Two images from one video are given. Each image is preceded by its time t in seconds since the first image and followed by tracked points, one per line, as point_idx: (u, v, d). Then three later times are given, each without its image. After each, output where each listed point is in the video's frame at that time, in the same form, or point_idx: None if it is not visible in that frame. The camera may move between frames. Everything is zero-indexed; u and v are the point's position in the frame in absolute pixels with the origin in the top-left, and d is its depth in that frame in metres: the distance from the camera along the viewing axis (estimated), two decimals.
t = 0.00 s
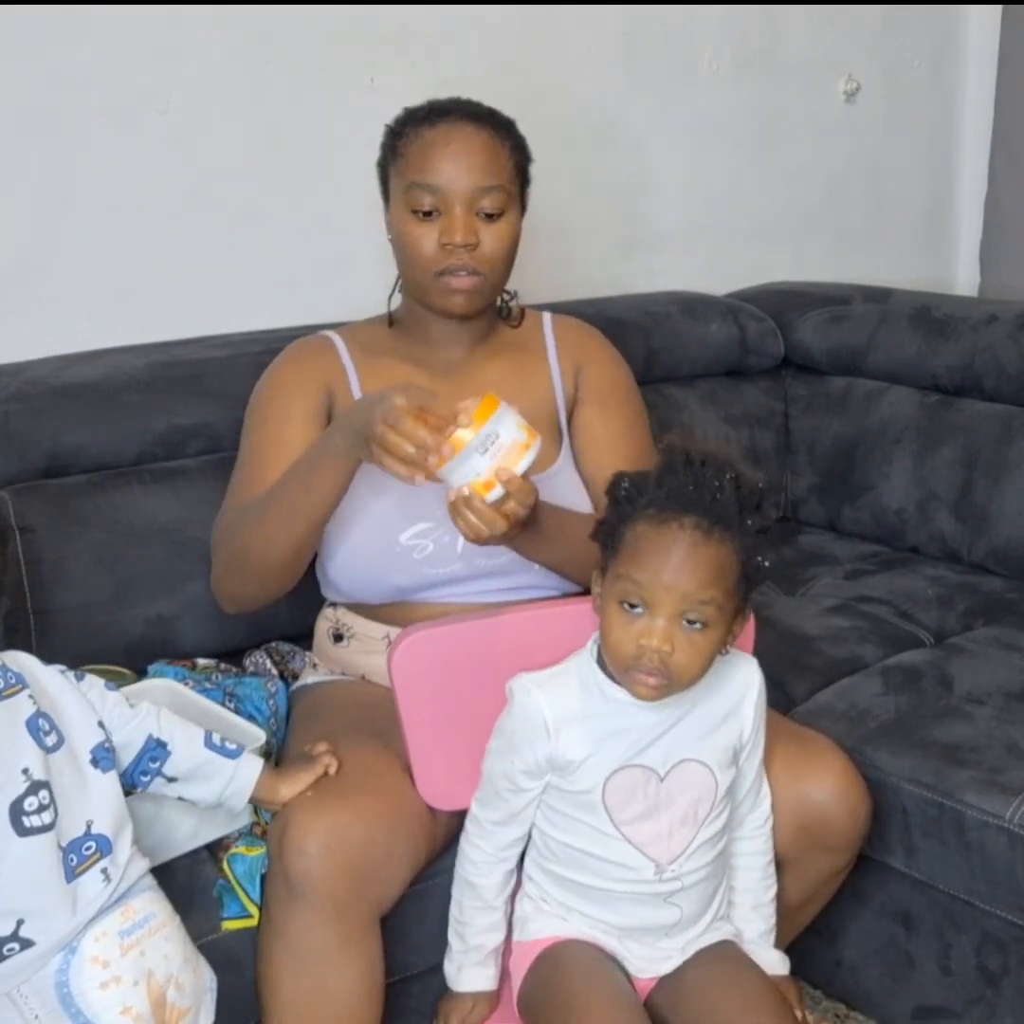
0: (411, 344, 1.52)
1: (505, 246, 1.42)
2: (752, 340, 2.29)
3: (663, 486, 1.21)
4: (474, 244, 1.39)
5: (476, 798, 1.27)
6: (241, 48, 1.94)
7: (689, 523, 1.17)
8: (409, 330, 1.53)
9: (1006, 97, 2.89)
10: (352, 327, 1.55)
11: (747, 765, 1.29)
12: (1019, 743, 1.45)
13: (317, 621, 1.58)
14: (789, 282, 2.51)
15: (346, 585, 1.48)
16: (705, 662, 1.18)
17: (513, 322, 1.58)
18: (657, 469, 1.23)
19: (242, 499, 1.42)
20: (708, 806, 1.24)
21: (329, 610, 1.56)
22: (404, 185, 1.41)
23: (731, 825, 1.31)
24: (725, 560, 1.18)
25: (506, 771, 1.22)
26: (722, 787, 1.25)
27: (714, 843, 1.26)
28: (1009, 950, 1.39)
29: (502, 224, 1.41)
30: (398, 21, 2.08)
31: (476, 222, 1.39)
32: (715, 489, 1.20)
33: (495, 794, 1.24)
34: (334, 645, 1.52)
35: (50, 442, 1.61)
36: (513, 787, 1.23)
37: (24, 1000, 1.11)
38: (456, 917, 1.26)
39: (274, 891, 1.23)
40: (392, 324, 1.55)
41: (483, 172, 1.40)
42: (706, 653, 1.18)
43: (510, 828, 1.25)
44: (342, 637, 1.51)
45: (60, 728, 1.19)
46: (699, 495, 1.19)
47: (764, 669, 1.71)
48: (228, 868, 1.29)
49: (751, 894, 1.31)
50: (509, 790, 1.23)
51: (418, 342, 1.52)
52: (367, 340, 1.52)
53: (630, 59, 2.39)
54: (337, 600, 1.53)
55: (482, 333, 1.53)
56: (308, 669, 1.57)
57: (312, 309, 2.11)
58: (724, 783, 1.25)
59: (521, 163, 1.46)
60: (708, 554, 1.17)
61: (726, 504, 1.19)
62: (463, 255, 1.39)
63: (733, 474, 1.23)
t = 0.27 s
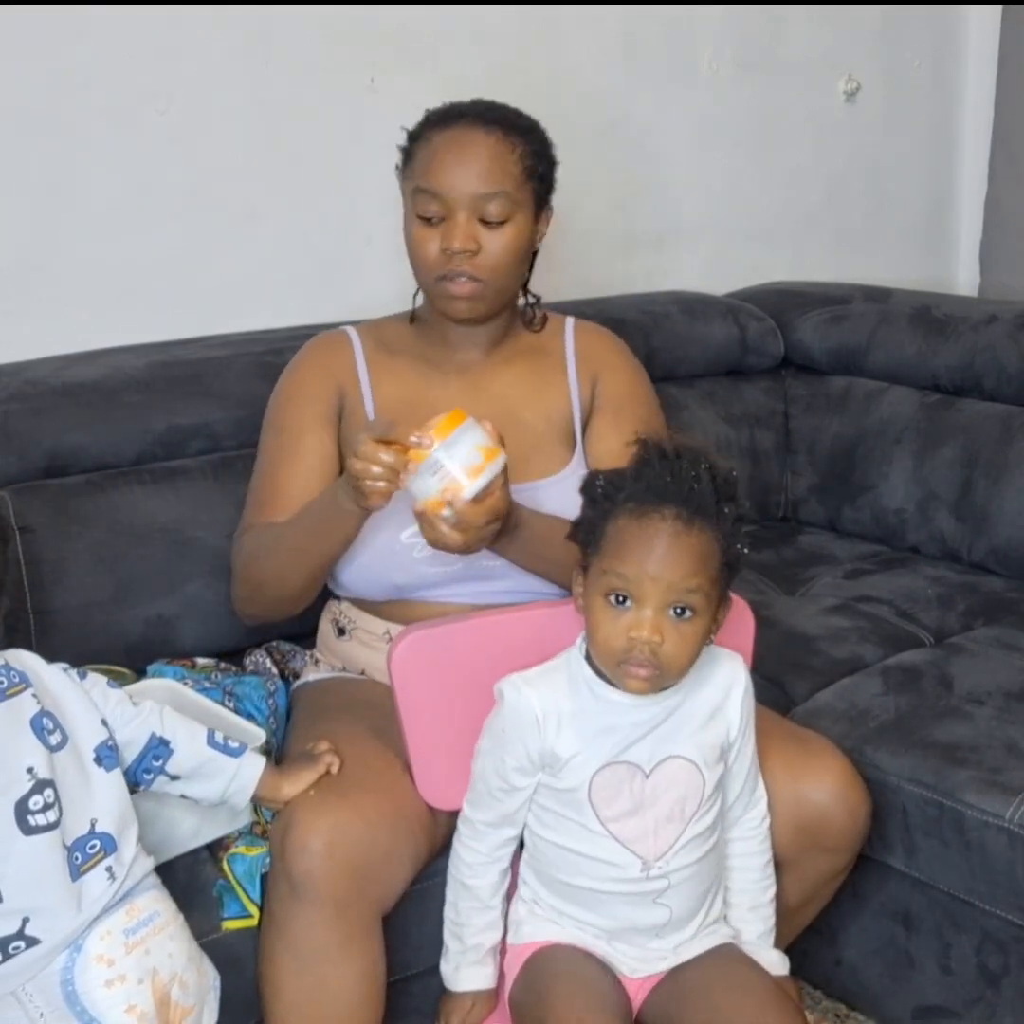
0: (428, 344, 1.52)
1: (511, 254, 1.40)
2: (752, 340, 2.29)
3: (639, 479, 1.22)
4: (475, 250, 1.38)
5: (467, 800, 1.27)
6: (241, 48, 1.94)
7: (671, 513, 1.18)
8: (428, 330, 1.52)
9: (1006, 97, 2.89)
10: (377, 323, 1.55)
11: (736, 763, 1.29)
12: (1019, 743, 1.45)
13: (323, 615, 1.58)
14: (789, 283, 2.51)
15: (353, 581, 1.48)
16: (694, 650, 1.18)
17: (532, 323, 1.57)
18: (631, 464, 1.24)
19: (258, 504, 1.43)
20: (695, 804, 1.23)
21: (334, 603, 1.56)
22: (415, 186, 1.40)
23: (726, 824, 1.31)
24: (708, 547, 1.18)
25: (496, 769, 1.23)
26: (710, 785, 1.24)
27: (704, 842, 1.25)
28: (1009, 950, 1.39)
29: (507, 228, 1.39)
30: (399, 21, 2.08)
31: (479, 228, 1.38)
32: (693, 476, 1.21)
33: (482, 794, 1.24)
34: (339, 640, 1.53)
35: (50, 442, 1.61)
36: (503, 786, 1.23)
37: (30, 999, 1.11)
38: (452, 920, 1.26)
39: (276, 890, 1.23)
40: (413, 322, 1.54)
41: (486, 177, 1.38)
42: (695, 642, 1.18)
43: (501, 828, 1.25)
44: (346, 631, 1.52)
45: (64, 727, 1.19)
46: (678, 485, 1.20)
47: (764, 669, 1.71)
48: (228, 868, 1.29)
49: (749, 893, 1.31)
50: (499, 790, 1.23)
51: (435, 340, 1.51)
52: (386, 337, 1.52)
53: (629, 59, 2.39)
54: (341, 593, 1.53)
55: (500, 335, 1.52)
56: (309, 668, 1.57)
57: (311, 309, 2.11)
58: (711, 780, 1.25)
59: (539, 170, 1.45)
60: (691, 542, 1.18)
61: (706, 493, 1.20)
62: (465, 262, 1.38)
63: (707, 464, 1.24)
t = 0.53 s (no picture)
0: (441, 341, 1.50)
1: (479, 268, 1.37)
2: (753, 340, 2.29)
3: (630, 477, 1.22)
4: (436, 265, 1.35)
5: (446, 801, 1.26)
6: (241, 48, 1.94)
7: (666, 511, 1.19)
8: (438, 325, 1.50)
9: (1006, 97, 2.89)
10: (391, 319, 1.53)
11: (733, 761, 1.29)
12: (1019, 743, 1.45)
13: (327, 611, 1.58)
14: (789, 282, 2.51)
15: (359, 579, 1.48)
16: (692, 647, 1.19)
17: (540, 323, 1.56)
18: (620, 462, 1.24)
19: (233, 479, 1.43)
20: (693, 801, 1.24)
21: (338, 601, 1.56)
22: (392, 201, 1.38)
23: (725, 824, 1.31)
24: (703, 543, 1.19)
25: (486, 773, 1.22)
26: (706, 783, 1.24)
27: (703, 841, 1.25)
28: (1009, 950, 1.39)
29: (471, 241, 1.35)
30: (399, 20, 2.08)
31: (441, 242, 1.35)
32: (683, 474, 1.22)
33: (467, 799, 1.24)
34: (341, 638, 1.52)
35: (50, 442, 1.61)
36: (492, 789, 1.23)
37: (32, 999, 1.11)
38: (440, 923, 1.25)
39: (277, 890, 1.23)
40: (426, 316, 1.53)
41: (448, 190, 1.34)
42: (692, 639, 1.19)
43: (489, 830, 1.25)
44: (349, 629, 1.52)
45: (66, 727, 1.19)
46: (669, 483, 1.21)
47: (764, 669, 1.71)
48: (228, 868, 1.29)
49: (749, 892, 1.31)
50: (487, 794, 1.23)
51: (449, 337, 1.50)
52: (396, 335, 1.51)
53: (629, 58, 2.39)
54: (345, 590, 1.53)
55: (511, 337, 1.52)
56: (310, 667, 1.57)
57: (311, 309, 2.11)
58: (708, 778, 1.25)
59: (516, 174, 1.39)
60: (687, 540, 1.18)
61: (696, 490, 1.21)
62: (429, 277, 1.35)
63: (693, 461, 1.25)
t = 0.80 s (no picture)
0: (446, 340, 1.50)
1: (477, 276, 1.37)
2: (753, 340, 2.29)
3: (629, 479, 1.22)
4: (434, 276, 1.35)
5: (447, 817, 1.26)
6: (241, 48, 1.94)
7: (667, 513, 1.19)
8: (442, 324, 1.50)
9: (1007, 96, 2.89)
10: (399, 316, 1.53)
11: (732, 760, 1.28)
12: (1020, 742, 1.45)
13: (328, 609, 1.58)
14: (790, 282, 2.51)
15: (360, 579, 1.48)
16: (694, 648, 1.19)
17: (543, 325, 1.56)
18: (619, 464, 1.24)
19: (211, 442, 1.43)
20: (692, 800, 1.23)
21: (338, 600, 1.56)
22: (388, 213, 1.38)
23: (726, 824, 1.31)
24: (703, 544, 1.20)
25: (480, 788, 1.23)
26: (705, 781, 1.24)
27: (704, 840, 1.25)
28: (1009, 949, 1.39)
29: (466, 252, 1.35)
30: (399, 20, 2.08)
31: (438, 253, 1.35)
32: (680, 475, 1.22)
33: (462, 815, 1.24)
34: (341, 636, 1.52)
35: (49, 442, 1.61)
36: (487, 804, 1.23)
37: (31, 1001, 1.11)
38: (423, 949, 1.26)
39: (277, 890, 1.23)
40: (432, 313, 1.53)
41: (441, 201, 1.34)
42: (695, 640, 1.19)
43: (479, 849, 1.24)
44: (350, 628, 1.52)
45: (64, 728, 1.19)
46: (668, 485, 1.21)
47: (764, 669, 1.71)
48: (228, 868, 1.29)
49: (750, 891, 1.31)
50: (483, 808, 1.23)
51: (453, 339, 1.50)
52: (403, 333, 1.51)
53: (628, 58, 2.39)
54: (346, 588, 1.53)
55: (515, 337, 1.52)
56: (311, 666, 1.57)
57: (311, 309, 2.11)
58: (707, 777, 1.25)
59: (508, 181, 1.39)
60: (689, 542, 1.18)
61: (694, 492, 1.21)
62: (429, 289, 1.36)
63: (688, 462, 1.25)
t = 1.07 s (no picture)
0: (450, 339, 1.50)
1: (483, 279, 1.37)
2: (752, 340, 2.29)
3: (631, 480, 1.21)
4: (440, 279, 1.35)
5: (450, 821, 1.27)
6: (241, 48, 1.94)
7: (670, 514, 1.19)
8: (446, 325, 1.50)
9: (1006, 96, 2.89)
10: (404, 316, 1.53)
11: (725, 759, 1.28)
12: (1020, 743, 1.45)
13: (330, 609, 1.58)
14: (789, 282, 2.51)
15: (364, 578, 1.48)
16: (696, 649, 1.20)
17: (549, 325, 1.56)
18: (619, 464, 1.23)
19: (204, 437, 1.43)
20: (686, 799, 1.23)
21: (339, 599, 1.56)
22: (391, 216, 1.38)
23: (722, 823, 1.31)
24: (705, 544, 1.20)
25: (476, 791, 1.23)
26: (698, 780, 1.24)
27: (698, 840, 1.25)
28: (1009, 949, 1.39)
29: (472, 254, 1.35)
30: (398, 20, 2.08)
31: (445, 255, 1.35)
32: (680, 475, 1.22)
33: (462, 816, 1.24)
34: (343, 636, 1.52)
35: (49, 442, 1.61)
36: (483, 805, 1.23)
37: (31, 1002, 1.11)
38: (427, 951, 1.27)
39: (277, 890, 1.23)
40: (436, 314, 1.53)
41: (447, 204, 1.34)
42: (696, 641, 1.20)
43: (478, 851, 1.24)
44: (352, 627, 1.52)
45: (62, 730, 1.19)
46: (670, 485, 1.21)
47: (764, 669, 1.71)
48: (228, 868, 1.29)
49: (749, 891, 1.31)
50: (479, 810, 1.23)
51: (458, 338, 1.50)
52: (408, 333, 1.51)
53: (628, 58, 2.39)
54: (349, 587, 1.53)
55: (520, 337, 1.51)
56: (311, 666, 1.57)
57: (310, 309, 2.11)
58: (700, 776, 1.24)
59: (513, 182, 1.39)
60: (691, 543, 1.19)
61: (695, 492, 1.22)
62: (435, 291, 1.36)
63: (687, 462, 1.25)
